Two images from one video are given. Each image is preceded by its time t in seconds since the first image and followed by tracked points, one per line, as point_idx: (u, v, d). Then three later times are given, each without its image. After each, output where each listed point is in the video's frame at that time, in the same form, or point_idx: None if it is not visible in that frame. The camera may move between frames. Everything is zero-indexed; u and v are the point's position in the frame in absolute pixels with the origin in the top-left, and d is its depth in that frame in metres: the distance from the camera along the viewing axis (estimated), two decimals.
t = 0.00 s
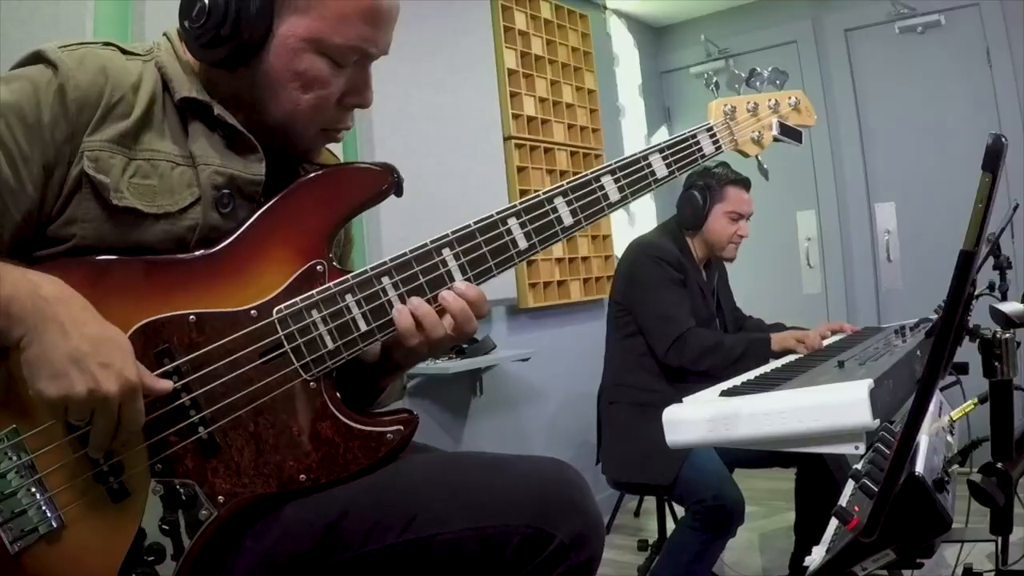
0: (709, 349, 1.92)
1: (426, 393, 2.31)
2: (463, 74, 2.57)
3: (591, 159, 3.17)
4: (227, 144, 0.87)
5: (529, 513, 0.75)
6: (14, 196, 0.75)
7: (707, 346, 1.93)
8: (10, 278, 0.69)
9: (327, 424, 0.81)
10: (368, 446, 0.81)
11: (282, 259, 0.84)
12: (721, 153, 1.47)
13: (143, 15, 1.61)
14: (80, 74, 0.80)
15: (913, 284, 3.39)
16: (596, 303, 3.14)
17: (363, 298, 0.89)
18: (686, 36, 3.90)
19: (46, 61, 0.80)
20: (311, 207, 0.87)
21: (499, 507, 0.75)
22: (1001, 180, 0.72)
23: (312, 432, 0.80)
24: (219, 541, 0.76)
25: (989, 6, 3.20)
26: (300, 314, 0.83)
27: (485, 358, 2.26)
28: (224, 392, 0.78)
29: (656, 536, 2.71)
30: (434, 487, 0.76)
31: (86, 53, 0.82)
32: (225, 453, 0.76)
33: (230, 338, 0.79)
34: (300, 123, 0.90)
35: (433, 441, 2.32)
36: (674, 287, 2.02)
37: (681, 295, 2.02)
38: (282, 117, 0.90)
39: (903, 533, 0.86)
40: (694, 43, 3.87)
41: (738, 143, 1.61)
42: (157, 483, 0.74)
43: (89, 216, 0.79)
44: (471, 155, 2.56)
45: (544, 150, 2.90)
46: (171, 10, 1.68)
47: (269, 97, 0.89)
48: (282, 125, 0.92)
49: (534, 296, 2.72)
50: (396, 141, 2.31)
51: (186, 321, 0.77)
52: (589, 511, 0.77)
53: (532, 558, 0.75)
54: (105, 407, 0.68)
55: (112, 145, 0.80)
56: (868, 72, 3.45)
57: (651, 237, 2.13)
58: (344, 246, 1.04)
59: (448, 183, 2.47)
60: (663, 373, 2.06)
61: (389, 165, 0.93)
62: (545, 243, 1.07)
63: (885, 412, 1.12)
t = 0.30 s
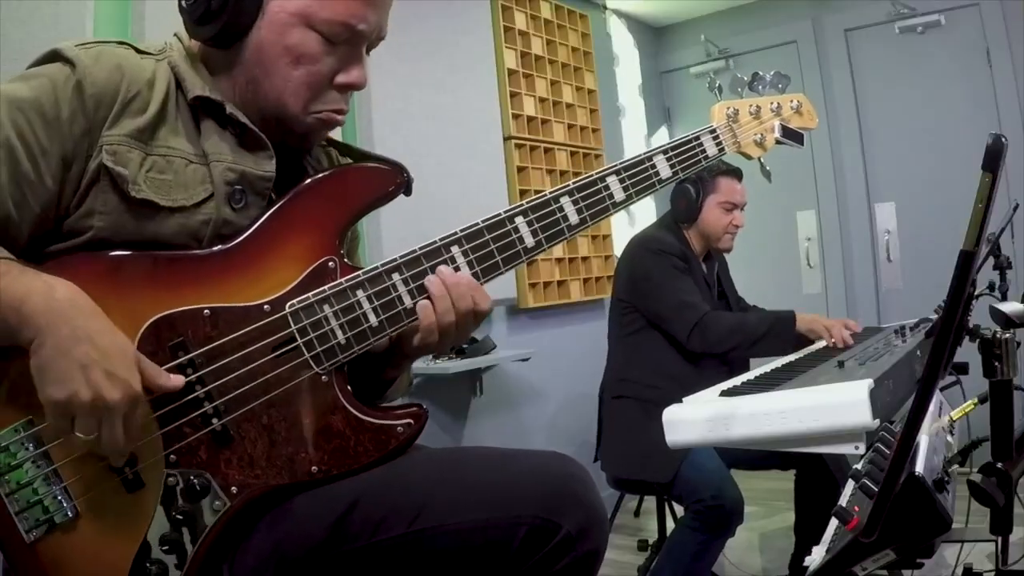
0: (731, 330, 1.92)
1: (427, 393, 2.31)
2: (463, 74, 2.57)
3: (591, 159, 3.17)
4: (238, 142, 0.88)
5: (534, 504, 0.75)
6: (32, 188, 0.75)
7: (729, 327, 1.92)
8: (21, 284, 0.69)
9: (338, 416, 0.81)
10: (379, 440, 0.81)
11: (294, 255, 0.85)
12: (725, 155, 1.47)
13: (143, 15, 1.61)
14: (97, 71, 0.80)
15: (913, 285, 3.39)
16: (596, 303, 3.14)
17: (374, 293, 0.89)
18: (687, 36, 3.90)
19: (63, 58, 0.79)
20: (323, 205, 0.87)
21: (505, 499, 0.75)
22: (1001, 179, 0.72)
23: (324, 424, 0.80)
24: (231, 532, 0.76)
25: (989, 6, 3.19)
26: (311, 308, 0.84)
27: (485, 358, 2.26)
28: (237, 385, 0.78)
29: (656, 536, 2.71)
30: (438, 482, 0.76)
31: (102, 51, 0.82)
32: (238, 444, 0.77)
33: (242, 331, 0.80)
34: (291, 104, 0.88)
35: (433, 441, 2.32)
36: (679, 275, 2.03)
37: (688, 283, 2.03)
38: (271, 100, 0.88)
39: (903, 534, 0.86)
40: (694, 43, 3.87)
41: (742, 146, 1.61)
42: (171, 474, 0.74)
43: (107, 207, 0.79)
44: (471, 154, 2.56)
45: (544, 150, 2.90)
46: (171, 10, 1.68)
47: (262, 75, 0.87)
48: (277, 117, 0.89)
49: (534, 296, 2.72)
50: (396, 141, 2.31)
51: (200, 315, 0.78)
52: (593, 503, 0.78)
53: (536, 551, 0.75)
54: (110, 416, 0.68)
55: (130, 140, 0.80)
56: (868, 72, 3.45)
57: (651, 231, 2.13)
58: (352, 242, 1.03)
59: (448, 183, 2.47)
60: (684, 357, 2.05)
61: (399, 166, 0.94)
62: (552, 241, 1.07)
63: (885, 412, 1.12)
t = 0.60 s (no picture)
0: (719, 339, 1.93)
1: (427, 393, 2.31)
2: (464, 74, 2.57)
3: (591, 159, 3.17)
4: (255, 148, 0.88)
5: (536, 495, 0.75)
6: (52, 186, 0.74)
7: (717, 336, 1.93)
8: (51, 273, 0.68)
9: (345, 413, 0.81)
10: (385, 436, 0.81)
11: (301, 255, 0.85)
12: (706, 170, 1.48)
13: (142, 15, 1.61)
14: (118, 72, 0.80)
15: (913, 284, 3.39)
16: (596, 304, 3.14)
17: (380, 293, 0.90)
18: (686, 36, 3.90)
19: (85, 57, 0.79)
20: (330, 205, 0.87)
21: (507, 492, 0.75)
22: (1001, 180, 0.71)
23: (331, 421, 0.80)
24: (236, 527, 0.76)
25: (989, 6, 3.19)
26: (321, 307, 0.84)
27: (485, 358, 2.26)
28: (247, 380, 0.78)
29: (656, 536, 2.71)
30: (440, 477, 0.76)
31: (124, 53, 0.82)
32: (248, 439, 0.77)
33: (253, 327, 0.80)
34: (344, 129, 0.92)
35: (434, 440, 2.31)
36: (677, 284, 2.03)
37: (687, 292, 2.03)
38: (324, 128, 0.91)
39: (902, 533, 0.86)
40: (694, 43, 3.87)
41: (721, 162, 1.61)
42: (180, 467, 0.74)
43: (123, 205, 0.79)
44: (471, 155, 2.57)
45: (544, 150, 2.90)
46: (172, 10, 1.68)
47: (315, 105, 0.90)
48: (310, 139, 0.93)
49: (534, 296, 2.72)
50: (397, 141, 2.31)
51: (211, 312, 0.78)
52: (593, 496, 0.78)
53: (537, 543, 0.76)
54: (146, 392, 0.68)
55: (147, 140, 0.81)
56: (868, 72, 3.45)
57: (651, 236, 2.12)
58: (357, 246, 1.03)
59: (449, 183, 2.47)
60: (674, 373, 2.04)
61: (405, 169, 0.95)
62: (547, 246, 1.08)
63: (885, 412, 1.12)
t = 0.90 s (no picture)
0: (713, 339, 1.93)
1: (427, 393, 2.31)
2: (464, 74, 2.57)
3: (591, 159, 3.17)
4: (258, 142, 0.89)
5: (542, 495, 0.75)
6: (54, 190, 0.74)
7: (711, 337, 1.93)
8: (62, 269, 0.69)
9: (356, 409, 0.82)
10: (396, 432, 0.82)
11: (312, 253, 0.85)
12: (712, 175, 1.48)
13: (143, 15, 1.62)
14: (113, 75, 0.79)
15: (913, 284, 3.39)
16: (596, 304, 3.14)
17: (391, 291, 0.90)
18: (686, 36, 3.90)
19: (79, 64, 0.79)
20: (339, 206, 0.88)
21: (512, 490, 0.75)
22: (1000, 180, 0.71)
23: (342, 417, 0.81)
24: (248, 522, 0.75)
25: (989, 6, 3.19)
26: (333, 304, 0.85)
27: (484, 358, 2.26)
28: (260, 377, 0.78)
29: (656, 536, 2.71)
30: (445, 476, 0.76)
31: (116, 54, 0.82)
32: (261, 434, 0.77)
33: (266, 324, 0.80)
34: (300, 102, 0.88)
35: (433, 440, 2.31)
36: (675, 284, 2.03)
37: (682, 292, 2.02)
38: (280, 99, 0.88)
39: (904, 533, 0.86)
40: (694, 43, 3.87)
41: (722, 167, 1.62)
42: (194, 463, 0.73)
43: (134, 210, 0.79)
44: (471, 154, 2.57)
45: (544, 150, 2.90)
46: (172, 10, 1.68)
47: (274, 73, 0.86)
48: (289, 120, 0.91)
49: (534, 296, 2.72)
50: (397, 140, 2.31)
51: (225, 308, 0.78)
52: (599, 496, 0.78)
53: (544, 543, 0.75)
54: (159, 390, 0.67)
55: (151, 142, 0.80)
56: (868, 72, 3.45)
57: (650, 232, 2.12)
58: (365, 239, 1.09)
59: (449, 183, 2.47)
60: (669, 372, 2.03)
61: (411, 170, 0.96)
62: (554, 247, 1.08)
63: (885, 412, 1.13)
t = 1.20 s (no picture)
0: (718, 344, 1.93)
1: (426, 393, 2.31)
2: (464, 74, 2.57)
3: (591, 159, 3.17)
4: (244, 155, 0.86)
5: (536, 503, 0.75)
6: (33, 208, 0.76)
7: (716, 341, 1.93)
8: (34, 282, 0.70)
9: (342, 413, 0.81)
10: (382, 436, 0.81)
11: (297, 256, 0.85)
12: (705, 163, 1.47)
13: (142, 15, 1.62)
14: (89, 91, 0.79)
15: (913, 284, 3.39)
16: (596, 303, 3.14)
17: (376, 293, 0.90)
18: (686, 35, 3.90)
19: (56, 79, 0.80)
20: (323, 209, 0.88)
21: (506, 496, 0.75)
22: (1001, 180, 0.71)
23: (328, 421, 0.80)
24: (236, 529, 0.76)
25: (989, 6, 3.19)
26: (316, 307, 0.84)
27: (484, 358, 2.26)
28: (242, 382, 0.78)
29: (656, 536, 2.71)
30: (444, 478, 0.76)
31: (94, 68, 0.82)
32: (245, 440, 0.77)
33: (247, 330, 0.80)
34: (292, 115, 0.87)
35: (433, 440, 2.32)
36: (674, 286, 2.02)
37: (682, 294, 2.02)
38: (269, 113, 0.87)
39: (903, 533, 0.86)
40: (694, 43, 3.87)
41: (722, 157, 1.61)
42: (177, 470, 0.74)
43: (111, 228, 0.79)
44: (470, 154, 2.56)
45: (544, 150, 2.90)
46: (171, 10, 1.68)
47: (261, 89, 0.86)
48: (283, 137, 0.90)
49: (534, 296, 2.72)
50: (396, 140, 2.31)
51: (206, 314, 0.79)
52: (595, 505, 0.78)
53: (538, 551, 0.75)
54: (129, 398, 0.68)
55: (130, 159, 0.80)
56: (868, 72, 3.45)
57: (649, 237, 2.13)
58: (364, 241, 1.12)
59: (448, 183, 2.47)
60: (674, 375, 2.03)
61: (399, 171, 0.94)
62: (545, 244, 1.07)
63: (885, 412, 1.12)
